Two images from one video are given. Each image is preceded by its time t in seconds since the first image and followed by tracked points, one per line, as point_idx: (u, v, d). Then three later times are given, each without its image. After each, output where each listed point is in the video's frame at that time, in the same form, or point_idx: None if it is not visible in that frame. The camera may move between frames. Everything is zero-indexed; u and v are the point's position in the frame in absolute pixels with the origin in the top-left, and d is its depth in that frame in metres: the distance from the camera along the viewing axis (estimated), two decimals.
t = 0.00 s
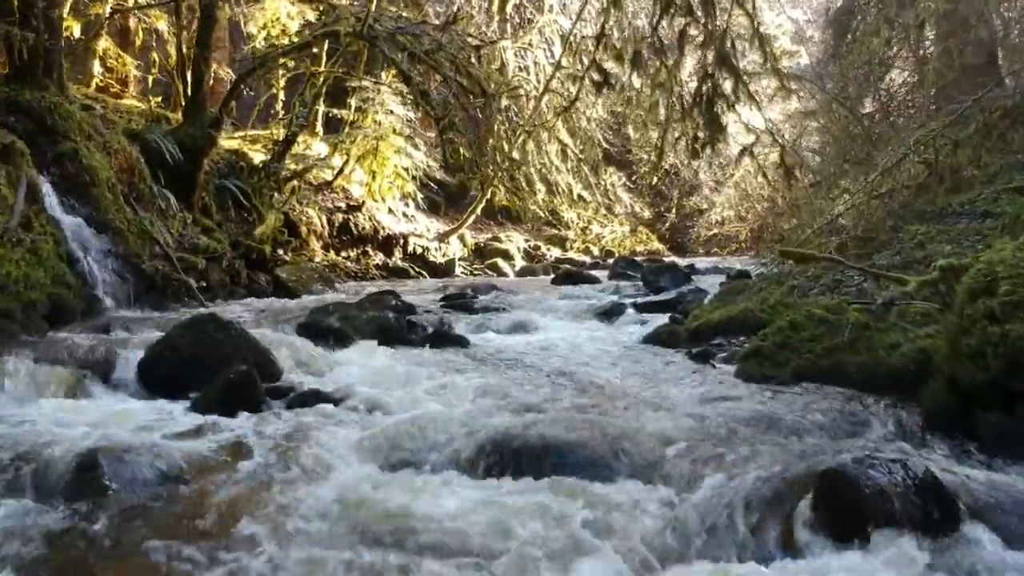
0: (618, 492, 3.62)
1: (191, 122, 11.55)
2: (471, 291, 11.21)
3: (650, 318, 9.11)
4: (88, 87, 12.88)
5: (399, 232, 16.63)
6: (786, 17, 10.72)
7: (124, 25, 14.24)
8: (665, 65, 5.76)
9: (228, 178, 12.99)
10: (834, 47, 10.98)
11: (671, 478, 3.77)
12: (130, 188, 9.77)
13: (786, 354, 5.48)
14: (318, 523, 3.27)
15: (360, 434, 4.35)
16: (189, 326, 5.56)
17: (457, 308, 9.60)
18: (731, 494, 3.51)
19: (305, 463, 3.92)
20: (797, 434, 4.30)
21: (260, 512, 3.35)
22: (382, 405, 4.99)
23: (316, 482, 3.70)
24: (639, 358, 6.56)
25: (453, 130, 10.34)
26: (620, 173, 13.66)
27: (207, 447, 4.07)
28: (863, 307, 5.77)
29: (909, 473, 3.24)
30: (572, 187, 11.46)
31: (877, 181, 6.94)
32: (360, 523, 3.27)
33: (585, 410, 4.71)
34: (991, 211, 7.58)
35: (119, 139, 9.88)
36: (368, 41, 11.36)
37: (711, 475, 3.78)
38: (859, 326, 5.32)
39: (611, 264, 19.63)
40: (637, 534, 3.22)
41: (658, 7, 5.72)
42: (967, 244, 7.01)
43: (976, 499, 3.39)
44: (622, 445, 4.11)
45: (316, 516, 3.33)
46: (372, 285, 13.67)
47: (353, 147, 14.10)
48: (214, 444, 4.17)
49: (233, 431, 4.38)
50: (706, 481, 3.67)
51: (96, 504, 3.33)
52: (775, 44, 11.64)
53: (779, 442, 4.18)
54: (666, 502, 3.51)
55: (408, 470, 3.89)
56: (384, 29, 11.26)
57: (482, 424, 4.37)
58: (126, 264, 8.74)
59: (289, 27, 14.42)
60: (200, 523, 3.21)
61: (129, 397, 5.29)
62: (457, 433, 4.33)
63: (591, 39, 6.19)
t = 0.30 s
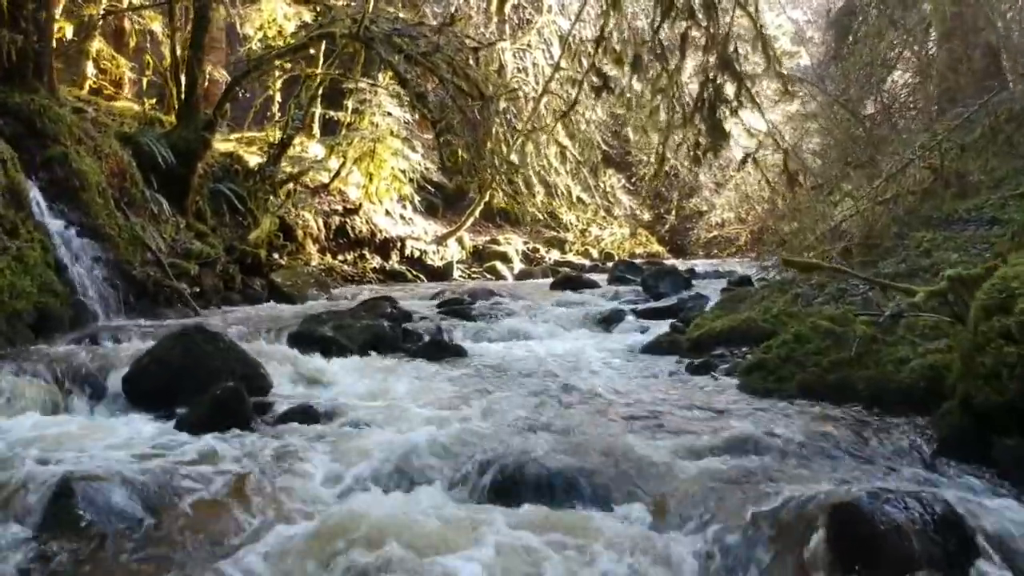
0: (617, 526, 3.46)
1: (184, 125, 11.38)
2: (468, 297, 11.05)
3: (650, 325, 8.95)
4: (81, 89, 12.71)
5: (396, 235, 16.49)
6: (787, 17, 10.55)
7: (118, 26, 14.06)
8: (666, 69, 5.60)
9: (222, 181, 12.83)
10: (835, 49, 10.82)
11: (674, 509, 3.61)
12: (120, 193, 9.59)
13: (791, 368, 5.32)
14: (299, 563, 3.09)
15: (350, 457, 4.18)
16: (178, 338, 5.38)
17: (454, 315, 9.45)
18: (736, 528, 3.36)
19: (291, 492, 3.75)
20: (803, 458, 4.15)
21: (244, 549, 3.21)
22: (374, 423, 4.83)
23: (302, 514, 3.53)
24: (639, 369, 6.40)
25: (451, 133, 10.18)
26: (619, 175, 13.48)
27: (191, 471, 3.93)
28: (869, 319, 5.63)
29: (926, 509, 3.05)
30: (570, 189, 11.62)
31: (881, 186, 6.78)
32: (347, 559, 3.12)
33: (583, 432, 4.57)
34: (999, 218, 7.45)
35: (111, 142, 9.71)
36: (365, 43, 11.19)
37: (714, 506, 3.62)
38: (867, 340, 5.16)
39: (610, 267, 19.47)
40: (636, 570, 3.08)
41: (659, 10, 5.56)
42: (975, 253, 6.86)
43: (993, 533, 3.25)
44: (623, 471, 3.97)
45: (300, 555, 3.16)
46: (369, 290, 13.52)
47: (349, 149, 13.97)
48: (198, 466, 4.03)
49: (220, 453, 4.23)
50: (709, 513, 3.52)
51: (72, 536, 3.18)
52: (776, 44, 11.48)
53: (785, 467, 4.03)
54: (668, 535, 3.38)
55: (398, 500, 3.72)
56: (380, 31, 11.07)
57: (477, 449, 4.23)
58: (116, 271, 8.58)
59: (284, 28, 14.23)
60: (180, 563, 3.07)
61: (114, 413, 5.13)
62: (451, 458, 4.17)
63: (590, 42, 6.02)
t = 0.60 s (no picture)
0: (615, 566, 3.31)
1: (178, 127, 11.20)
2: (466, 303, 10.87)
3: (652, 333, 8.77)
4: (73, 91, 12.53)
5: (394, 238, 16.32)
6: (788, 17, 10.37)
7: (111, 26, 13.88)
8: (668, 74, 5.42)
9: (216, 185, 12.65)
10: (838, 50, 10.65)
11: (679, 553, 3.44)
12: (111, 198, 9.42)
13: (798, 384, 5.14)
14: None
15: (343, 483, 4.03)
16: (163, 353, 5.23)
17: (451, 322, 9.28)
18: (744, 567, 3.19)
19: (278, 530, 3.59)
20: (811, 487, 3.98)
21: None
22: (365, 446, 4.65)
23: (288, 553, 3.37)
24: (641, 382, 6.22)
25: (448, 136, 10.00)
26: (620, 177, 13.29)
27: (174, 501, 3.77)
28: (878, 332, 5.46)
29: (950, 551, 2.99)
30: (570, 190, 11.44)
31: (888, 192, 6.61)
32: None
33: (583, 457, 4.41)
34: (1009, 225, 7.28)
35: (102, 145, 9.54)
36: (361, 44, 10.98)
37: (719, 553, 3.45)
38: (876, 355, 4.98)
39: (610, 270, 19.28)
40: None
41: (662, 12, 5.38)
42: (985, 262, 6.69)
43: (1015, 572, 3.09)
44: (625, 502, 3.81)
45: None
46: (366, 294, 13.33)
47: (346, 151, 13.79)
48: (181, 494, 3.86)
49: (205, 479, 4.06)
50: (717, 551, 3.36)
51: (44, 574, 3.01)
52: (779, 44, 11.30)
53: (792, 500, 3.86)
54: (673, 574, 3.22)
55: (388, 535, 3.55)
56: (377, 32, 10.89)
57: (473, 476, 4.07)
58: (106, 278, 8.40)
59: (281, 28, 14.03)
60: None
61: (96, 432, 4.96)
62: (444, 486, 4.00)
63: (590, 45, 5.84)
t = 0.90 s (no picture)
0: None
1: (172, 128, 11.04)
2: (464, 307, 10.72)
3: (653, 339, 8.62)
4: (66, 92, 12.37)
5: (392, 240, 16.18)
6: (789, 16, 10.21)
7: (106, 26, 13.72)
8: (672, 77, 5.27)
9: (212, 187, 12.48)
10: (840, 49, 10.50)
11: None
12: (104, 202, 9.27)
13: (805, 397, 5.00)
14: None
15: (338, 509, 3.90)
16: (151, 364, 5.08)
17: (449, 327, 9.13)
18: None
19: (269, 561, 3.46)
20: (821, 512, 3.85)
21: None
22: (359, 463, 4.51)
23: None
24: (643, 392, 6.07)
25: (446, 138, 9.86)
26: (620, 179, 13.13)
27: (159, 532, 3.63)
28: (887, 343, 5.31)
29: None
30: (569, 192, 11.29)
31: (895, 196, 6.46)
32: None
33: (584, 479, 4.26)
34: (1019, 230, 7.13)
35: (95, 147, 9.38)
36: (358, 44, 10.79)
37: None
38: (886, 366, 4.83)
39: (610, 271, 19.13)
40: None
41: (665, 14, 5.23)
42: (994, 269, 6.55)
43: None
44: (629, 529, 3.67)
45: None
46: (363, 298, 13.19)
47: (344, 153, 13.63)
48: (167, 523, 3.72)
49: (191, 503, 3.92)
50: None
51: None
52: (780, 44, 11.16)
53: (801, 526, 3.73)
54: None
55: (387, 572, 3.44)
56: (374, 32, 10.75)
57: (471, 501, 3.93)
58: (97, 283, 8.25)
59: (277, 28, 13.87)
60: None
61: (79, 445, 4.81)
62: (441, 510, 3.87)
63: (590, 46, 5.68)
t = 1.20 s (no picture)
0: None
1: (167, 129, 10.87)
2: (462, 310, 10.57)
3: (655, 344, 8.47)
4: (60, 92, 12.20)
5: (390, 242, 16.03)
6: (791, 15, 10.09)
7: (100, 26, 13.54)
8: (677, 78, 5.11)
9: (208, 189, 12.32)
10: (842, 49, 10.39)
11: None
12: (96, 204, 9.10)
13: (813, 408, 4.86)
14: None
15: (332, 526, 3.78)
16: (139, 372, 4.94)
17: (447, 332, 8.98)
18: None
19: None
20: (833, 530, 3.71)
21: None
22: (354, 478, 4.37)
23: None
24: (646, 401, 5.93)
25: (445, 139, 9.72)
26: (620, 180, 12.99)
27: (144, 555, 3.49)
28: (897, 351, 5.19)
29: None
30: (570, 193, 11.16)
31: (902, 200, 6.34)
32: None
33: (587, 496, 4.13)
34: None
35: (88, 148, 9.22)
36: (355, 45, 10.45)
37: None
38: (897, 377, 4.69)
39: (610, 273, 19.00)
40: None
41: (670, 13, 5.07)
42: (1006, 275, 6.45)
43: None
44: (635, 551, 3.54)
45: None
46: (362, 300, 13.05)
47: (342, 154, 13.50)
48: (152, 545, 3.59)
49: (178, 524, 3.78)
50: None
51: None
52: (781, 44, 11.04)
53: (813, 546, 3.59)
54: None
55: None
56: (371, 32, 10.59)
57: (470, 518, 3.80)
58: (88, 287, 8.10)
59: (274, 28, 13.74)
60: None
61: (64, 459, 4.67)
62: (439, 530, 3.73)
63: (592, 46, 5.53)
